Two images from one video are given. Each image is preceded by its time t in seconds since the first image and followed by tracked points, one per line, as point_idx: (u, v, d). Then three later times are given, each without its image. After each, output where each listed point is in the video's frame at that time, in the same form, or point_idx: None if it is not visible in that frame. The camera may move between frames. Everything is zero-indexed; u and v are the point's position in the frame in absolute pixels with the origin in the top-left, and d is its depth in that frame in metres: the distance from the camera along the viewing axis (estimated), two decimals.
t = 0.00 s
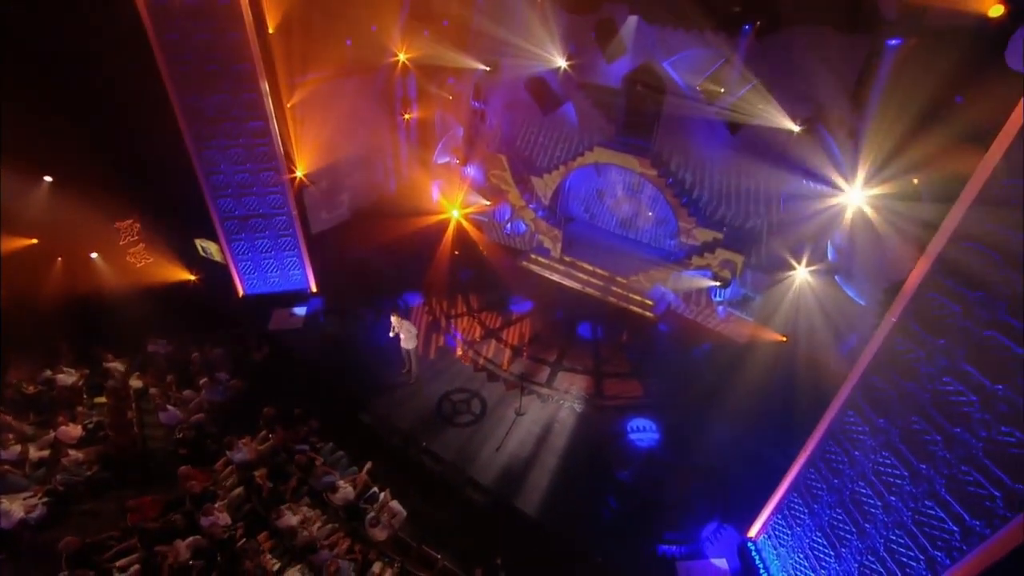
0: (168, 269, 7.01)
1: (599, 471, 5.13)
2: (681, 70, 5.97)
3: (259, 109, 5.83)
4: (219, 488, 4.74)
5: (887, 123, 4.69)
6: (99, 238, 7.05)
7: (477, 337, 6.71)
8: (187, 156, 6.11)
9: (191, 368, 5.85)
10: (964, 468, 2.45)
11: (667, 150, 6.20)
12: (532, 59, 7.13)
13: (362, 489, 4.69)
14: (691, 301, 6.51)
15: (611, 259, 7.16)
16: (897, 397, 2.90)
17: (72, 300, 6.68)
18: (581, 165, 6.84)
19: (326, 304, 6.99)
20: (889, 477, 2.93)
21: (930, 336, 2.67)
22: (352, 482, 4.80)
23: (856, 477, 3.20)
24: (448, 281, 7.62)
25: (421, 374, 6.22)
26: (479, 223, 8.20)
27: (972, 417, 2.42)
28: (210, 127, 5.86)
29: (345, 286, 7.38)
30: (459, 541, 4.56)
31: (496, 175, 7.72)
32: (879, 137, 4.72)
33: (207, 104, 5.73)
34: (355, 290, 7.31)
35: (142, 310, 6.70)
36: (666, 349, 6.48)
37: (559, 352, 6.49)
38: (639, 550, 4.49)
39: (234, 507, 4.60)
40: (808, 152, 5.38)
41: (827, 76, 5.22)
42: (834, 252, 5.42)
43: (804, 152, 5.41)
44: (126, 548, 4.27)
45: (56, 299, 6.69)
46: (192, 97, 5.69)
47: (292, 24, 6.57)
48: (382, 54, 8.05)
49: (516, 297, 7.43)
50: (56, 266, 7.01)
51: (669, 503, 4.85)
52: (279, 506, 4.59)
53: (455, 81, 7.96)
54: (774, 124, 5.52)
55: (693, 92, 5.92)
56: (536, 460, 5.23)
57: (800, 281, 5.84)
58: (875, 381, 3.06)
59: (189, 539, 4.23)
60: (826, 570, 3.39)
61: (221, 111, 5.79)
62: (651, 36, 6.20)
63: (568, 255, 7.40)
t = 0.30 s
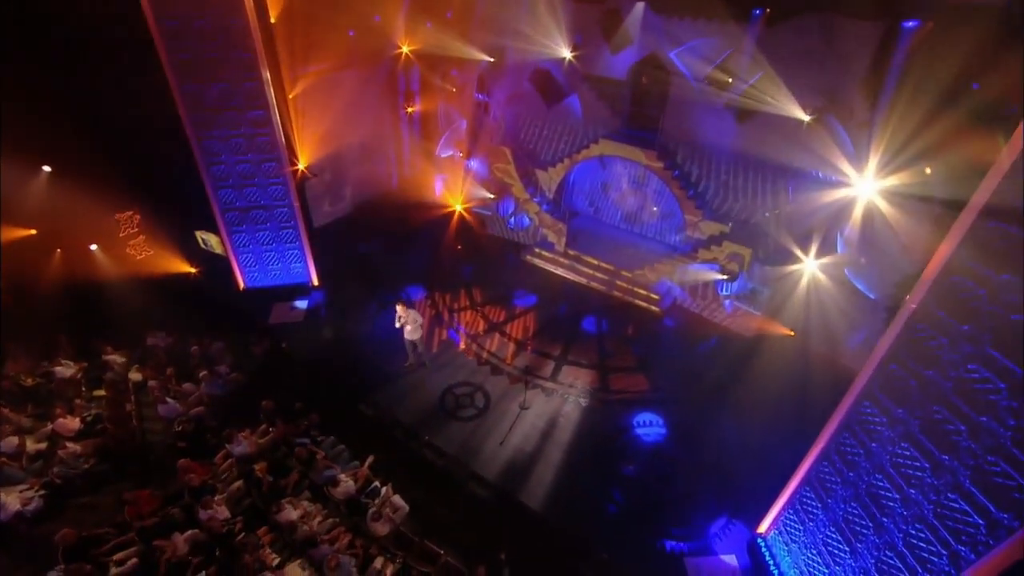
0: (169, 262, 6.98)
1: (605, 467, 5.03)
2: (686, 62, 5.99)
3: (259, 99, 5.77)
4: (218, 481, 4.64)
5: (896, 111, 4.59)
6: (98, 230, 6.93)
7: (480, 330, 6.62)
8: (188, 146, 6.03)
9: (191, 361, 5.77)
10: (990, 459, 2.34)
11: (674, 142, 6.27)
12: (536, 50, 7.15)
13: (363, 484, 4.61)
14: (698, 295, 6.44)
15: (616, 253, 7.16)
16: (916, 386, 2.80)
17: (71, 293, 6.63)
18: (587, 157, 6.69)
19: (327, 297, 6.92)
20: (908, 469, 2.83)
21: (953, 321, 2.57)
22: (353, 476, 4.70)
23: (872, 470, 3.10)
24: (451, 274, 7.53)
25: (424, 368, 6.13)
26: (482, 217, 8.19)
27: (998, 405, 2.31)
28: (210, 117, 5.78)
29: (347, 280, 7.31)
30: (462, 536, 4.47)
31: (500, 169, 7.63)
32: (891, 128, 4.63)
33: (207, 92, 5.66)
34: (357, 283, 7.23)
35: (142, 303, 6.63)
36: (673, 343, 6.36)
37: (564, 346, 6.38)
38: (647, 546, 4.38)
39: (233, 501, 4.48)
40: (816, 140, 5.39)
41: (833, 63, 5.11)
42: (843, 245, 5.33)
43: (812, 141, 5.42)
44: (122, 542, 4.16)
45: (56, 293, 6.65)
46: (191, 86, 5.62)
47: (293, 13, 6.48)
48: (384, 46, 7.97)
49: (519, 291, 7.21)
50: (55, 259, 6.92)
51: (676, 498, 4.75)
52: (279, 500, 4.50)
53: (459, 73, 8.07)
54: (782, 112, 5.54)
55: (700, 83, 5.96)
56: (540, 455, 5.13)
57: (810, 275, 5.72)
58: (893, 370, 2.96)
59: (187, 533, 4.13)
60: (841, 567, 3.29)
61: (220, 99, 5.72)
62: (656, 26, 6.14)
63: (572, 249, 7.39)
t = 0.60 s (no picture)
0: (170, 254, 7.07)
1: (610, 460, 4.93)
2: (693, 53, 5.86)
3: (261, 88, 5.69)
4: (218, 475, 4.61)
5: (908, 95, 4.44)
6: (99, 222, 6.86)
7: (484, 324, 6.53)
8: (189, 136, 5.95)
9: (191, 354, 5.69)
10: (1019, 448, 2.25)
11: (680, 134, 6.18)
12: (542, 40, 6.91)
13: (365, 477, 4.50)
14: (704, 289, 6.36)
15: (621, 247, 7.09)
16: (937, 373, 2.71)
17: (70, 285, 6.62)
18: (590, 149, 6.77)
19: (329, 290, 6.85)
20: (928, 461, 2.74)
21: (977, 305, 2.47)
22: (355, 469, 4.61)
23: (889, 462, 3.00)
24: (455, 268, 7.46)
25: (425, 361, 6.05)
26: (485, 211, 8.13)
27: None
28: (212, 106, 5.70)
29: (349, 273, 7.23)
30: (465, 530, 4.38)
31: (503, 161, 7.68)
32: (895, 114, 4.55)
33: (209, 81, 5.57)
34: (359, 277, 7.15)
35: (142, 296, 6.58)
36: (679, 337, 6.29)
37: (568, 340, 6.29)
38: (654, 542, 4.29)
39: (233, 495, 4.44)
40: (830, 130, 5.14)
41: (847, 53, 4.92)
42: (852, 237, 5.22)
43: (825, 130, 5.17)
44: (120, 535, 4.07)
45: (54, 284, 6.62)
46: (192, 75, 5.53)
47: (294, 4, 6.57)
48: (387, 39, 7.84)
49: (524, 285, 7.15)
50: (54, 249, 6.84)
51: (685, 493, 4.65)
52: (279, 494, 4.41)
53: (462, 64, 7.79)
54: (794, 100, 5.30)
55: (708, 75, 5.83)
56: (546, 449, 5.04)
57: (817, 267, 5.58)
58: (912, 358, 2.87)
59: (186, 526, 4.06)
60: (857, 563, 3.18)
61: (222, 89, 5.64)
62: (665, 15, 5.99)
63: (577, 243, 7.32)
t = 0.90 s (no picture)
0: (170, 246, 6.98)
1: (616, 454, 4.85)
2: (700, 44, 5.77)
3: (263, 77, 5.63)
4: (218, 467, 4.51)
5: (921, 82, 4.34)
6: (100, 213, 6.92)
7: (487, 317, 6.45)
8: (189, 125, 5.88)
9: (191, 347, 5.61)
10: None
11: (686, 125, 6.10)
12: (544, 31, 6.86)
13: (367, 471, 4.43)
14: (711, 283, 6.26)
15: (627, 239, 7.06)
16: (959, 360, 2.61)
17: (70, 277, 6.58)
18: (596, 142, 6.58)
19: (331, 283, 6.77)
20: (949, 451, 2.64)
21: (1002, 288, 2.37)
22: (356, 462, 4.52)
23: (907, 453, 2.91)
24: (458, 262, 7.38)
25: (427, 354, 5.97)
26: (488, 204, 8.05)
27: None
28: (213, 95, 5.63)
29: (352, 266, 7.16)
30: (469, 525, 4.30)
31: (506, 153, 7.53)
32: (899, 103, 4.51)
33: (210, 69, 5.50)
34: (362, 270, 7.07)
35: (141, 289, 6.50)
36: (685, 331, 6.21)
37: (573, 333, 6.21)
38: (661, 538, 4.20)
39: (233, 487, 4.37)
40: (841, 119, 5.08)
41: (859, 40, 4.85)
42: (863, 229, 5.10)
43: (835, 120, 5.12)
44: (118, 528, 3.98)
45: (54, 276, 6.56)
46: (193, 63, 5.46)
47: None
48: (391, 31, 7.79)
49: (528, 279, 7.05)
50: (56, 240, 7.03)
51: (692, 488, 4.56)
52: (279, 486, 4.33)
53: (465, 56, 7.87)
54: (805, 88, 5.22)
55: (715, 65, 5.74)
56: (550, 443, 4.96)
57: (827, 260, 5.47)
58: (933, 344, 2.77)
59: (185, 519, 4.01)
60: (871, 557, 3.09)
61: (223, 77, 5.57)
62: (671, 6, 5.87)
63: (581, 236, 7.28)
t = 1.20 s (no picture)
0: (171, 238, 6.92)
1: (621, 448, 4.76)
2: (706, 33, 5.72)
3: (264, 66, 5.57)
4: (218, 460, 4.39)
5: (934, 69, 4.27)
6: (100, 204, 6.82)
7: (491, 310, 6.38)
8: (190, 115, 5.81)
9: (191, 339, 5.53)
10: None
11: (692, 116, 6.06)
12: (548, 22, 6.83)
13: (368, 464, 4.35)
14: (717, 277, 6.27)
15: (631, 233, 7.02)
16: (981, 346, 2.52)
17: (71, 269, 6.52)
18: (600, 134, 6.58)
19: (333, 276, 6.70)
20: (970, 440, 2.56)
21: None
22: (357, 455, 4.45)
23: (924, 443, 2.82)
24: (461, 256, 7.30)
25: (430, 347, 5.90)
26: (492, 198, 8.04)
27: None
28: (214, 84, 5.57)
29: (353, 259, 7.09)
30: (471, 519, 4.22)
31: (511, 147, 7.49)
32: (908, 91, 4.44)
33: (211, 58, 5.44)
34: (364, 264, 7.00)
35: (142, 281, 6.44)
36: (690, 325, 6.14)
37: (577, 327, 6.13)
38: (669, 532, 4.11)
39: (233, 479, 4.27)
40: (852, 108, 4.98)
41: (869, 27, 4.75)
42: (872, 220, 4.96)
43: (846, 109, 5.02)
44: (116, 520, 3.95)
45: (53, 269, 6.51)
46: (194, 51, 5.39)
47: None
48: (392, 22, 7.63)
49: (531, 273, 6.97)
50: (53, 231, 6.87)
51: (700, 483, 4.47)
52: (280, 478, 4.24)
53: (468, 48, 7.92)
54: (814, 76, 5.15)
55: (721, 56, 5.69)
56: (555, 436, 4.88)
57: (835, 253, 5.37)
58: (952, 331, 2.68)
59: (184, 511, 3.96)
60: (886, 551, 3.01)
61: (224, 66, 5.50)
62: None
63: (585, 230, 7.24)
